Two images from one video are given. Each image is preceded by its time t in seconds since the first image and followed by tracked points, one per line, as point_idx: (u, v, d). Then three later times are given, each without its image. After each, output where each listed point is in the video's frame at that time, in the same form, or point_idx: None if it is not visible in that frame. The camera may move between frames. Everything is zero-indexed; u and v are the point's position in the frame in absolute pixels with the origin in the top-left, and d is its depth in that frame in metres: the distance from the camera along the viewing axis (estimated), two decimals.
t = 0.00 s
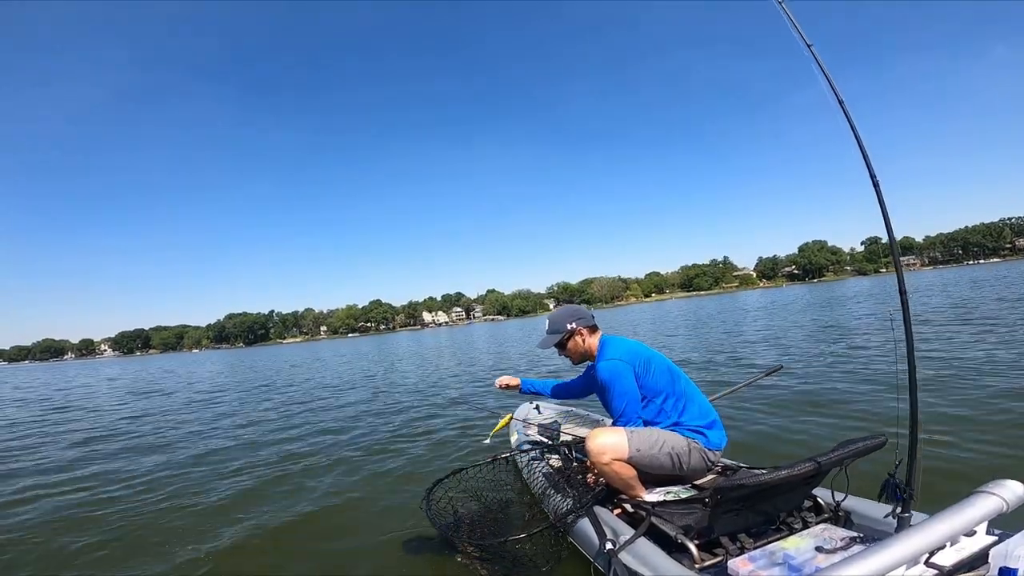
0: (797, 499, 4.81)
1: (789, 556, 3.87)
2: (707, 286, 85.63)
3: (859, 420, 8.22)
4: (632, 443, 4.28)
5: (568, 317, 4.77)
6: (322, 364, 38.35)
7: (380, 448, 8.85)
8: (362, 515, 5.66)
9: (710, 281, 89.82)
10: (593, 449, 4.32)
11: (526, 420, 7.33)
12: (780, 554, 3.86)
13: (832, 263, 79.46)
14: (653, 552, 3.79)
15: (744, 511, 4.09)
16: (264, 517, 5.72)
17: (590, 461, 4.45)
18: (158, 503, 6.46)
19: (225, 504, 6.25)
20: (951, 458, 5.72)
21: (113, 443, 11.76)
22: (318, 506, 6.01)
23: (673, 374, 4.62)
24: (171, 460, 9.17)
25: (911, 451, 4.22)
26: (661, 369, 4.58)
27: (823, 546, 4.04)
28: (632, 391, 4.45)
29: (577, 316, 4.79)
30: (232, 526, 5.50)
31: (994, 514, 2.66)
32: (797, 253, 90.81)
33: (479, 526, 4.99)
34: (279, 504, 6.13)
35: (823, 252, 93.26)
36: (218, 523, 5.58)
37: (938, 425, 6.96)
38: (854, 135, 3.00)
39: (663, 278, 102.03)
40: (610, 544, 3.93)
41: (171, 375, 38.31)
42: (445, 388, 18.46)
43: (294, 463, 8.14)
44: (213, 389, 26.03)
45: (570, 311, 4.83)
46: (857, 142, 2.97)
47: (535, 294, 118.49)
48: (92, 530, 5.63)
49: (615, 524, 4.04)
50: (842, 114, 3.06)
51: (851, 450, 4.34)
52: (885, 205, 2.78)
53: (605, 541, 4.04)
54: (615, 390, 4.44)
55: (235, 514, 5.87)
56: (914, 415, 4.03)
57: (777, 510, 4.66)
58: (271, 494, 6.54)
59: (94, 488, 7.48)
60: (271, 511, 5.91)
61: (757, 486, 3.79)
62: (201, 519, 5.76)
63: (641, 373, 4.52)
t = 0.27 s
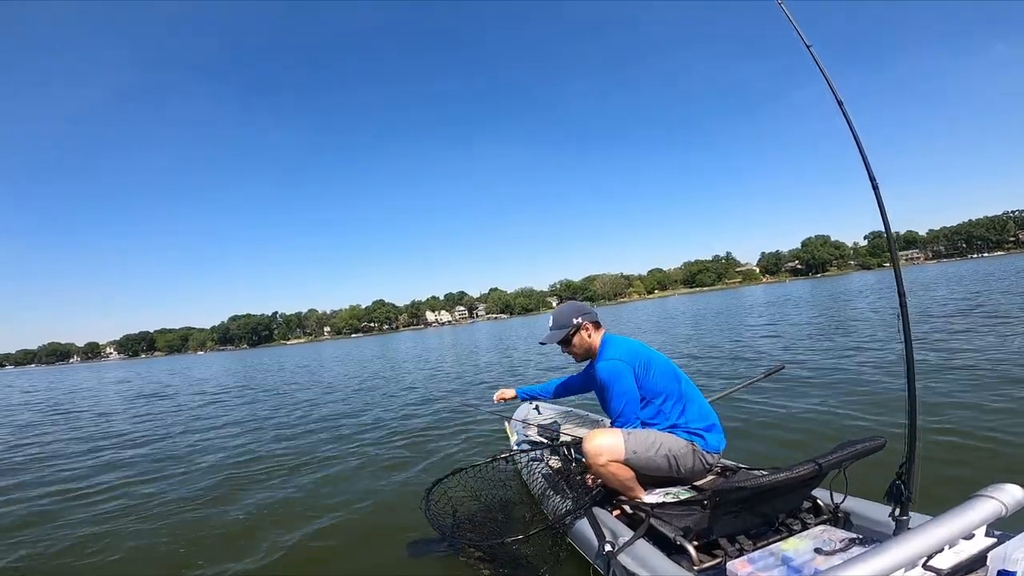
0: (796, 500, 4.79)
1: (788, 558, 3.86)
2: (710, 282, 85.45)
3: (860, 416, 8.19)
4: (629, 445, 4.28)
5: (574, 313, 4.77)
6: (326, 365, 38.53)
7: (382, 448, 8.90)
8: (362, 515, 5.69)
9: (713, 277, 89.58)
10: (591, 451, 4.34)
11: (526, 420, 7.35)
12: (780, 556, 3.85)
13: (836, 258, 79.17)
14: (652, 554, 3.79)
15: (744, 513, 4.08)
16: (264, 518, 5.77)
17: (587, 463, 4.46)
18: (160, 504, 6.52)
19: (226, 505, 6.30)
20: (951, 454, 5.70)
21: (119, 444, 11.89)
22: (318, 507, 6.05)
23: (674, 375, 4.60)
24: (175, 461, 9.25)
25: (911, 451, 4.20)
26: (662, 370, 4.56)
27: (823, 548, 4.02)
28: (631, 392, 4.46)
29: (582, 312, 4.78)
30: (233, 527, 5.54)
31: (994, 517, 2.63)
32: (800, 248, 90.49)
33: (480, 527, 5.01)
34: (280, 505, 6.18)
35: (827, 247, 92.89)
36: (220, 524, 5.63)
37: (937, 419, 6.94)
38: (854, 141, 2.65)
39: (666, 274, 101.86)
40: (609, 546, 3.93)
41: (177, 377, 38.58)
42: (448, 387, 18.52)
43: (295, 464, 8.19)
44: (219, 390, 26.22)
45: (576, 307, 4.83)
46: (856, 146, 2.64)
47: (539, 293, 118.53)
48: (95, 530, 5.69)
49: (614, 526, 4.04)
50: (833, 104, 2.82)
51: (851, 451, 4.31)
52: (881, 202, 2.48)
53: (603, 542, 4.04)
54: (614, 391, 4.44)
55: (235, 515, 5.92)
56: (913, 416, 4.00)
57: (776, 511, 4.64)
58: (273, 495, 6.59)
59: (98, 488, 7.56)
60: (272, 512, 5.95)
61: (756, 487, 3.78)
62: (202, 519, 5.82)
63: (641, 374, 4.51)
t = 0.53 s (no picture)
0: (798, 498, 4.76)
1: (790, 556, 3.86)
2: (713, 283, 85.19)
3: (862, 416, 8.19)
4: (631, 443, 4.30)
5: (577, 308, 4.81)
6: (329, 365, 38.62)
7: (384, 447, 8.93)
8: (363, 514, 5.72)
9: (716, 278, 89.35)
10: (593, 449, 4.36)
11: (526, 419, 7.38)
12: (782, 554, 3.85)
13: (840, 259, 78.81)
14: (654, 552, 3.78)
15: (746, 512, 4.08)
16: (266, 517, 5.80)
17: (589, 461, 4.48)
18: (164, 502, 6.57)
19: (228, 503, 6.34)
20: (952, 453, 5.70)
21: (123, 443, 11.95)
22: (319, 505, 6.08)
23: (677, 373, 4.60)
24: (178, 460, 9.31)
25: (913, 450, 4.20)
26: (664, 369, 4.56)
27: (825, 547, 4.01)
28: (633, 391, 4.46)
29: (586, 308, 4.81)
30: (235, 525, 5.59)
31: (997, 514, 2.60)
32: (804, 249, 90.05)
33: (481, 527, 5.03)
34: (281, 504, 6.21)
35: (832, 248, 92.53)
36: (221, 523, 5.66)
37: (939, 420, 6.93)
38: (856, 134, 2.75)
39: (670, 275, 101.63)
40: (610, 544, 3.94)
41: (180, 376, 38.76)
42: (450, 387, 18.53)
43: (297, 463, 8.24)
44: (223, 390, 26.29)
45: (580, 304, 4.87)
46: (856, 137, 2.74)
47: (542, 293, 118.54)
48: (98, 529, 5.74)
49: (616, 525, 4.05)
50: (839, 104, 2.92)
51: (854, 450, 4.31)
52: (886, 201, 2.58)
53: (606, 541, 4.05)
54: (616, 389, 4.45)
55: (238, 513, 5.96)
56: (915, 412, 3.98)
57: (779, 510, 4.61)
58: (275, 493, 6.65)
59: (102, 487, 7.62)
60: (274, 510, 6.00)
61: (759, 486, 3.79)
62: (205, 518, 5.87)
63: (643, 373, 4.51)
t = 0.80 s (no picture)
0: (797, 498, 4.70)
1: (788, 557, 3.87)
2: (717, 279, 84.95)
3: (862, 412, 8.21)
4: (629, 445, 4.34)
5: (559, 319, 4.85)
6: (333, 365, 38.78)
7: (386, 447, 9.01)
8: (364, 515, 5.78)
9: (720, 274, 89.12)
10: (591, 450, 4.41)
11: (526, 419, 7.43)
12: (780, 555, 3.87)
13: (844, 254, 78.43)
14: (653, 552, 3.82)
15: (746, 511, 4.10)
16: (269, 517, 5.88)
17: (588, 462, 4.53)
18: (169, 503, 6.66)
19: (232, 505, 6.42)
20: (951, 450, 5.71)
21: (129, 445, 12.08)
22: (322, 506, 6.16)
23: (674, 375, 4.61)
24: (183, 462, 9.41)
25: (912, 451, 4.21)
26: (661, 370, 4.57)
27: (823, 547, 4.00)
28: (629, 392, 4.51)
29: (567, 317, 4.82)
30: (239, 526, 5.66)
31: (994, 515, 2.59)
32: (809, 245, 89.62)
33: (482, 528, 5.07)
34: (284, 505, 6.28)
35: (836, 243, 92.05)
36: (225, 524, 5.74)
37: (939, 416, 6.94)
38: (854, 133, 2.87)
39: (673, 272, 101.36)
40: (610, 544, 3.97)
41: (186, 378, 39.02)
42: (454, 386, 18.60)
43: (300, 463, 8.32)
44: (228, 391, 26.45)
45: (564, 311, 4.87)
46: (855, 138, 2.86)
47: (545, 291, 118.51)
48: (104, 530, 5.82)
49: (615, 525, 4.09)
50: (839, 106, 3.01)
51: (853, 450, 4.31)
52: (884, 199, 2.68)
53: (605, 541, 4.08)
54: (611, 391, 4.51)
55: (242, 514, 6.04)
56: (913, 411, 3.96)
57: (777, 511, 4.56)
58: (278, 494, 6.73)
59: (108, 489, 7.72)
60: (277, 511, 6.07)
61: (759, 486, 3.81)
62: (210, 519, 5.95)
63: (639, 374, 4.54)
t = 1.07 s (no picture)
0: (797, 498, 4.60)
1: (788, 557, 3.83)
2: (721, 275, 84.68)
3: (863, 408, 8.18)
4: (625, 447, 4.36)
5: (558, 321, 4.97)
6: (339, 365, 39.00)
7: (388, 447, 9.07)
8: (363, 515, 5.83)
9: (724, 270, 88.81)
10: (588, 452, 4.45)
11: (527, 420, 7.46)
12: (781, 556, 3.82)
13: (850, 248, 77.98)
14: (653, 553, 3.83)
15: (746, 512, 4.10)
16: (268, 518, 5.94)
17: (586, 464, 4.56)
18: (170, 504, 6.74)
19: (233, 506, 6.49)
20: (951, 446, 5.68)
21: (135, 447, 12.23)
22: (321, 506, 6.21)
23: (673, 376, 4.57)
24: (187, 463, 9.52)
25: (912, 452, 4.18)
26: (658, 371, 4.55)
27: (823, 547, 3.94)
28: (624, 392, 4.53)
29: (563, 320, 4.93)
30: (238, 527, 5.72)
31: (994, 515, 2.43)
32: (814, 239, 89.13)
33: (484, 530, 5.11)
34: (284, 505, 6.34)
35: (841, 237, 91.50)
36: (225, 524, 5.81)
37: (940, 412, 6.90)
38: (855, 136, 2.83)
39: (677, 268, 101.11)
40: (610, 545, 3.99)
41: (194, 379, 39.36)
42: (458, 386, 18.68)
43: (302, 464, 8.40)
44: (235, 392, 26.67)
45: (562, 314, 4.97)
46: (856, 140, 2.82)
47: (549, 289, 118.51)
48: (106, 531, 5.90)
49: (615, 525, 4.10)
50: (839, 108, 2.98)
51: (854, 450, 4.27)
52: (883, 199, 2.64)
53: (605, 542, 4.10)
54: (605, 390, 4.54)
55: (242, 515, 6.10)
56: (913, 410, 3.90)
57: (777, 510, 4.45)
58: (278, 494, 6.80)
59: (113, 490, 7.83)
60: (276, 512, 6.12)
61: (760, 487, 3.80)
62: (210, 520, 6.02)
63: (634, 375, 4.55)
